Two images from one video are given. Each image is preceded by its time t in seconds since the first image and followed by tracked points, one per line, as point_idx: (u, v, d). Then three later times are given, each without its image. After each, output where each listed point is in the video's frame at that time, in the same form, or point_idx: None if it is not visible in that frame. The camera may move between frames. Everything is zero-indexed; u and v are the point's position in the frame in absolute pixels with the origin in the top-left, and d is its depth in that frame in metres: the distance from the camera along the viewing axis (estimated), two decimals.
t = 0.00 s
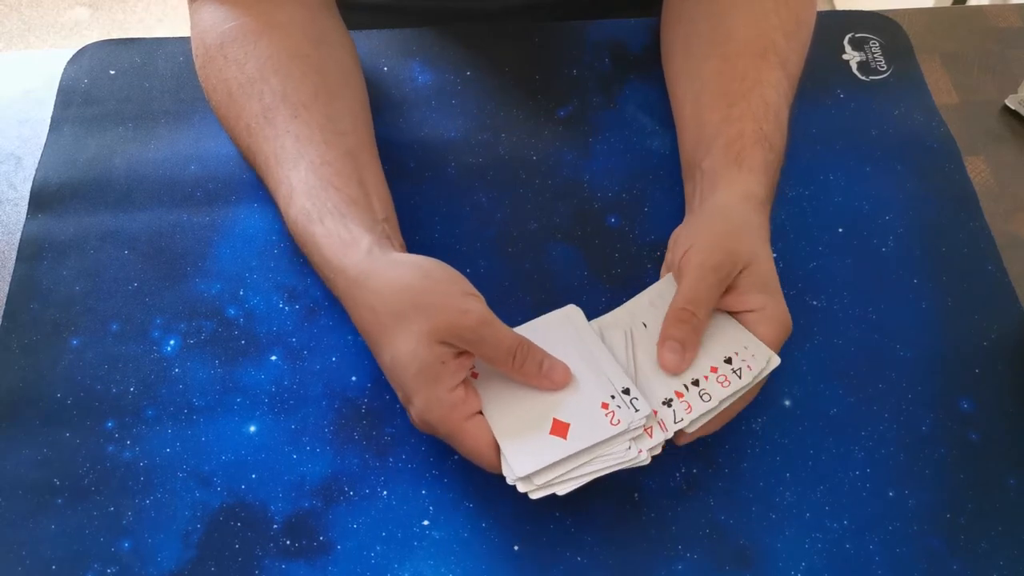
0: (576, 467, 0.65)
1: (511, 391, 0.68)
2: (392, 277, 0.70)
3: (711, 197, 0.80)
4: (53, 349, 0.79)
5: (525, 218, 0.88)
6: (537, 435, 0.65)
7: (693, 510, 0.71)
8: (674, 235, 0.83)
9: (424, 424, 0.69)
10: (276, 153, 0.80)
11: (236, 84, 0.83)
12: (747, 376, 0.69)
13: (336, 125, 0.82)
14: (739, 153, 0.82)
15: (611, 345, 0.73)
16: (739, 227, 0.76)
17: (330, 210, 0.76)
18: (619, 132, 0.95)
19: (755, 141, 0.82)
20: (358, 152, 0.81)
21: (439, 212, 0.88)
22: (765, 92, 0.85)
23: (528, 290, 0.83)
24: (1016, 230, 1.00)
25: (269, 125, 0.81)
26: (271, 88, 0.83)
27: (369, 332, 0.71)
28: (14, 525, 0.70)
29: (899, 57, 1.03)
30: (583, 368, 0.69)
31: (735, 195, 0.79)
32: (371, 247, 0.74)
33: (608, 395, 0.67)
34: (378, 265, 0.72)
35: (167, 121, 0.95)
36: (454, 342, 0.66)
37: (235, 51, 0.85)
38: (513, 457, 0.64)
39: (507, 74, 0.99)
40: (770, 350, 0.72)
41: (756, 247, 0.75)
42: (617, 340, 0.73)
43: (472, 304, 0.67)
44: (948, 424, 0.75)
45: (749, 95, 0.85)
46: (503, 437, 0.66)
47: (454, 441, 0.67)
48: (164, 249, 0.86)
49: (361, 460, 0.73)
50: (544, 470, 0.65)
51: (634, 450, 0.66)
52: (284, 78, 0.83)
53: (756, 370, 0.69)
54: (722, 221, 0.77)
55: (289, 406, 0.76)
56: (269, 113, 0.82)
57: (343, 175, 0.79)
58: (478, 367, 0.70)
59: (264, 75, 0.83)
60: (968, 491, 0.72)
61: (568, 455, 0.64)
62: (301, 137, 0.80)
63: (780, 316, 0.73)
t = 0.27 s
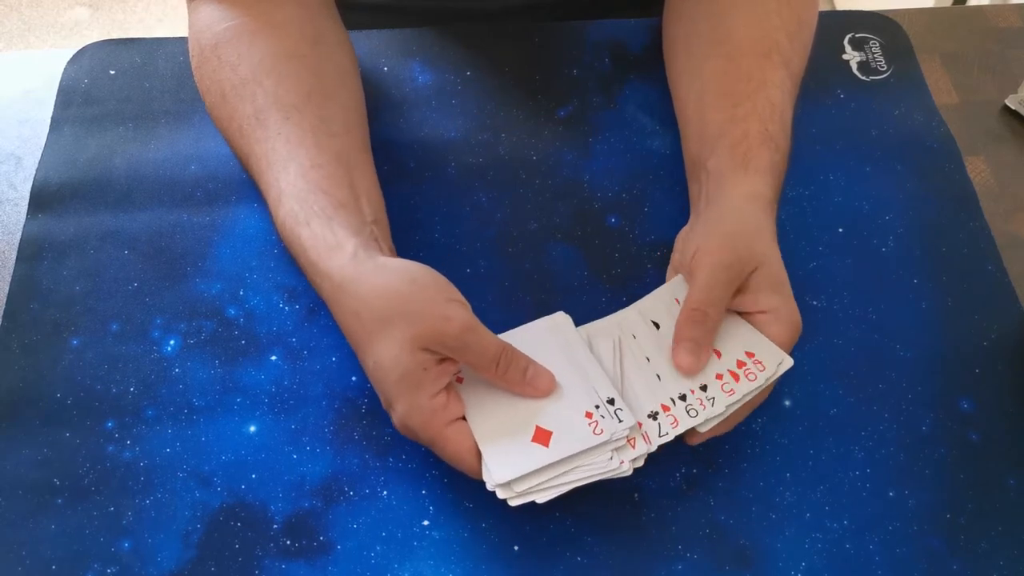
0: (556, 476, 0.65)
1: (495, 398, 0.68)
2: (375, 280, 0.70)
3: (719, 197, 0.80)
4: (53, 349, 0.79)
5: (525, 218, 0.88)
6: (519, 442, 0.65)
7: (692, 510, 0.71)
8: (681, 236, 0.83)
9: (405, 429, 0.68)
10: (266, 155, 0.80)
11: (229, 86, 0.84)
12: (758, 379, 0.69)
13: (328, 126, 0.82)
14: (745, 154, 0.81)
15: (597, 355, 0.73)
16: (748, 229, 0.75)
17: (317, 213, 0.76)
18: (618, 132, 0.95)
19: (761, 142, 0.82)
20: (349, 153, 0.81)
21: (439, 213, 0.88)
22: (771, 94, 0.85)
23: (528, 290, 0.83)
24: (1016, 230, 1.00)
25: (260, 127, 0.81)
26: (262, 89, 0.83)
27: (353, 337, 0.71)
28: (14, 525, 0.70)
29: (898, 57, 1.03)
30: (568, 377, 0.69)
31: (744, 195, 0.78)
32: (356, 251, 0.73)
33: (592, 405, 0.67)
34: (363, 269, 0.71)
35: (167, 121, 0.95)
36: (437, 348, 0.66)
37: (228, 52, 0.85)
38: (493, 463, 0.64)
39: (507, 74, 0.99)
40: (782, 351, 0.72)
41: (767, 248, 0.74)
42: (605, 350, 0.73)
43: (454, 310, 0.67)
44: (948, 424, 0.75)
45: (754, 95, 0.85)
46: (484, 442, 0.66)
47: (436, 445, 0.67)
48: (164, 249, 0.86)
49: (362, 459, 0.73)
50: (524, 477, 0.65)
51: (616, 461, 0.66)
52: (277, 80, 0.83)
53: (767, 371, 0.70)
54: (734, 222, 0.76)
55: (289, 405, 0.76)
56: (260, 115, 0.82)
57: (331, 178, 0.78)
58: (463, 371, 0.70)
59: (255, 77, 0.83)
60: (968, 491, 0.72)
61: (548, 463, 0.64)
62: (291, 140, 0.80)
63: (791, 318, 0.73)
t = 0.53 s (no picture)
0: (552, 482, 0.65)
1: (494, 402, 0.68)
2: (373, 283, 0.70)
3: (721, 198, 0.80)
4: (53, 349, 0.79)
5: (525, 218, 0.88)
6: (516, 446, 0.65)
7: (692, 510, 0.71)
8: (682, 236, 0.84)
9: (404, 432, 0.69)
10: (266, 156, 0.80)
11: (229, 87, 0.84)
12: (737, 390, 0.70)
13: (329, 128, 0.82)
14: (747, 154, 0.81)
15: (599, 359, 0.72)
16: (749, 230, 0.75)
17: (318, 215, 0.76)
18: (618, 132, 0.95)
19: (762, 142, 0.82)
20: (350, 154, 0.81)
21: (439, 213, 0.88)
22: (772, 94, 0.85)
23: (528, 290, 0.83)
24: (1016, 230, 1.00)
25: (261, 128, 0.81)
26: (263, 91, 0.83)
27: (352, 338, 0.71)
28: (14, 525, 0.70)
29: (898, 57, 1.03)
30: (568, 382, 0.69)
31: (745, 195, 0.78)
32: (356, 253, 0.73)
33: (591, 410, 0.67)
34: (363, 272, 0.71)
35: (167, 121, 0.95)
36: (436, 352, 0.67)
37: (229, 53, 0.85)
38: (489, 468, 0.64)
39: (507, 74, 0.99)
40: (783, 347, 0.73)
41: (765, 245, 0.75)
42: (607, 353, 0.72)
43: (454, 314, 0.67)
44: (948, 424, 0.75)
45: (755, 95, 0.85)
46: (482, 447, 0.66)
47: (433, 449, 0.67)
48: (164, 249, 0.86)
49: (362, 459, 0.73)
50: (520, 482, 0.65)
51: (613, 467, 0.66)
52: (278, 81, 0.83)
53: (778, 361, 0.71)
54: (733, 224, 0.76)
55: (289, 406, 0.76)
56: (261, 117, 0.82)
57: (332, 180, 0.78)
58: (462, 375, 0.70)
59: (255, 79, 0.83)
60: (968, 491, 0.72)
61: (544, 468, 0.64)
62: (292, 142, 0.80)
63: (791, 316, 0.73)
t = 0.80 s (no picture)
0: (537, 494, 0.65)
1: (485, 411, 0.69)
2: (370, 283, 0.70)
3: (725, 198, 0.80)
4: (53, 349, 0.79)
5: (525, 218, 0.88)
6: (504, 457, 0.66)
7: (692, 510, 0.71)
8: (686, 237, 0.84)
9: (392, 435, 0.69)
10: (266, 155, 0.80)
11: (229, 86, 0.84)
12: (729, 409, 0.69)
13: (328, 127, 0.82)
14: (750, 154, 0.81)
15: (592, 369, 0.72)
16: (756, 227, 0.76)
17: (317, 214, 0.76)
18: (618, 132, 0.95)
19: (763, 141, 0.82)
20: (349, 154, 0.81)
21: (439, 213, 0.88)
22: (773, 94, 0.85)
23: (528, 290, 0.83)
24: (1016, 230, 1.00)
25: (261, 127, 0.81)
26: (263, 90, 0.83)
27: (347, 338, 0.71)
28: (14, 525, 0.70)
29: (898, 57, 1.03)
30: (560, 395, 0.69)
31: (748, 194, 0.79)
32: (355, 252, 0.73)
33: (581, 424, 0.67)
34: (361, 272, 0.71)
35: (167, 121, 0.95)
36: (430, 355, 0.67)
37: (228, 52, 0.85)
38: (476, 478, 0.65)
39: (507, 74, 0.99)
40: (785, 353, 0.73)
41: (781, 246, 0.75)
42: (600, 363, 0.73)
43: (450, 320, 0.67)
44: (948, 424, 0.75)
45: (757, 96, 0.85)
46: (470, 454, 0.66)
47: (421, 453, 0.68)
48: (164, 249, 0.86)
49: (362, 459, 0.73)
50: (505, 493, 0.65)
51: (599, 483, 0.66)
52: (278, 80, 0.83)
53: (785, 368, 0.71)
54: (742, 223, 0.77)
55: (289, 406, 0.76)
56: (260, 115, 0.82)
57: (330, 179, 0.78)
58: (455, 381, 0.70)
59: (255, 78, 0.83)
60: (968, 491, 0.72)
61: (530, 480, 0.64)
62: (292, 140, 0.80)
63: (795, 319, 0.74)
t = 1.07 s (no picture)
0: (526, 499, 0.65)
1: (478, 413, 0.69)
2: (367, 279, 0.71)
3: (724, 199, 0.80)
4: (53, 349, 0.79)
5: (525, 219, 0.88)
6: (495, 461, 0.65)
7: (693, 510, 0.71)
8: (686, 237, 0.84)
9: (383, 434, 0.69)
10: (263, 152, 0.80)
11: (228, 84, 0.84)
12: (717, 429, 0.69)
13: (326, 125, 0.82)
14: (750, 153, 0.82)
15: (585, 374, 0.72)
16: (750, 229, 0.76)
17: (314, 210, 0.76)
18: (618, 132, 0.95)
19: (763, 141, 0.82)
20: (347, 152, 0.81)
21: (439, 213, 0.88)
22: (773, 94, 0.85)
23: (528, 290, 0.83)
24: (1016, 231, 1.00)
25: (259, 124, 0.82)
26: (262, 87, 0.83)
27: (342, 334, 0.71)
28: (14, 525, 0.70)
29: (898, 57, 1.03)
30: (554, 401, 0.69)
31: (748, 195, 0.79)
32: (352, 250, 0.73)
33: (574, 432, 0.67)
34: (358, 269, 0.72)
35: (167, 121, 0.95)
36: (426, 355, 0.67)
37: (227, 50, 0.85)
38: (465, 480, 0.65)
39: (507, 74, 0.99)
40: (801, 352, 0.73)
41: (776, 251, 0.74)
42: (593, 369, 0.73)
43: (446, 320, 0.68)
44: (948, 424, 0.75)
45: (757, 96, 0.85)
46: (461, 457, 0.66)
47: (410, 453, 0.68)
48: (164, 249, 0.86)
49: (362, 460, 0.73)
50: (493, 497, 0.65)
51: (589, 490, 0.65)
52: (277, 78, 0.83)
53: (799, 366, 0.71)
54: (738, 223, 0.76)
55: (289, 406, 0.76)
56: (258, 113, 0.82)
57: (327, 176, 0.78)
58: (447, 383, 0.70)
59: (254, 75, 0.83)
60: (968, 491, 0.72)
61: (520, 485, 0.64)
62: (289, 138, 0.80)
63: (808, 319, 0.73)
